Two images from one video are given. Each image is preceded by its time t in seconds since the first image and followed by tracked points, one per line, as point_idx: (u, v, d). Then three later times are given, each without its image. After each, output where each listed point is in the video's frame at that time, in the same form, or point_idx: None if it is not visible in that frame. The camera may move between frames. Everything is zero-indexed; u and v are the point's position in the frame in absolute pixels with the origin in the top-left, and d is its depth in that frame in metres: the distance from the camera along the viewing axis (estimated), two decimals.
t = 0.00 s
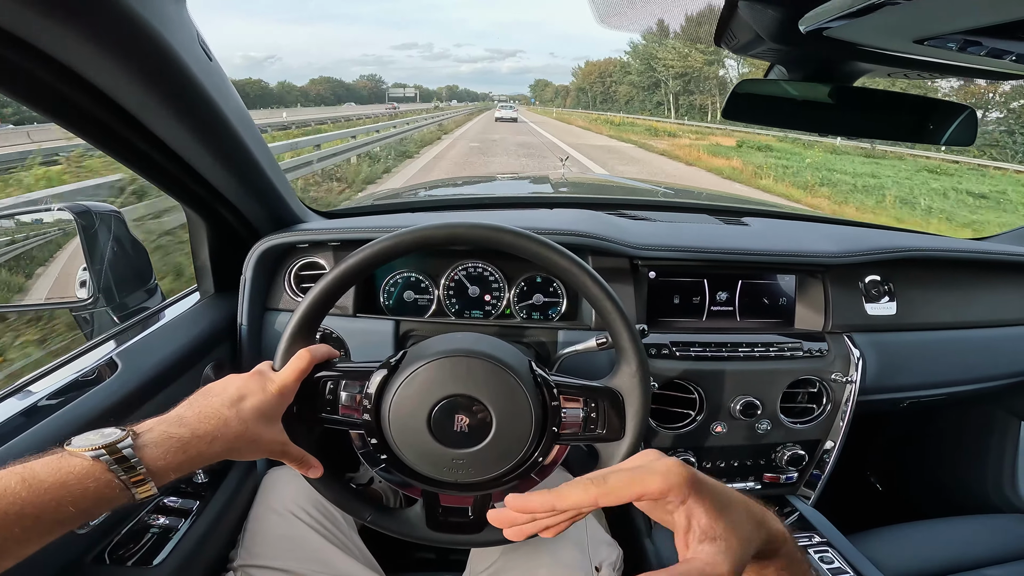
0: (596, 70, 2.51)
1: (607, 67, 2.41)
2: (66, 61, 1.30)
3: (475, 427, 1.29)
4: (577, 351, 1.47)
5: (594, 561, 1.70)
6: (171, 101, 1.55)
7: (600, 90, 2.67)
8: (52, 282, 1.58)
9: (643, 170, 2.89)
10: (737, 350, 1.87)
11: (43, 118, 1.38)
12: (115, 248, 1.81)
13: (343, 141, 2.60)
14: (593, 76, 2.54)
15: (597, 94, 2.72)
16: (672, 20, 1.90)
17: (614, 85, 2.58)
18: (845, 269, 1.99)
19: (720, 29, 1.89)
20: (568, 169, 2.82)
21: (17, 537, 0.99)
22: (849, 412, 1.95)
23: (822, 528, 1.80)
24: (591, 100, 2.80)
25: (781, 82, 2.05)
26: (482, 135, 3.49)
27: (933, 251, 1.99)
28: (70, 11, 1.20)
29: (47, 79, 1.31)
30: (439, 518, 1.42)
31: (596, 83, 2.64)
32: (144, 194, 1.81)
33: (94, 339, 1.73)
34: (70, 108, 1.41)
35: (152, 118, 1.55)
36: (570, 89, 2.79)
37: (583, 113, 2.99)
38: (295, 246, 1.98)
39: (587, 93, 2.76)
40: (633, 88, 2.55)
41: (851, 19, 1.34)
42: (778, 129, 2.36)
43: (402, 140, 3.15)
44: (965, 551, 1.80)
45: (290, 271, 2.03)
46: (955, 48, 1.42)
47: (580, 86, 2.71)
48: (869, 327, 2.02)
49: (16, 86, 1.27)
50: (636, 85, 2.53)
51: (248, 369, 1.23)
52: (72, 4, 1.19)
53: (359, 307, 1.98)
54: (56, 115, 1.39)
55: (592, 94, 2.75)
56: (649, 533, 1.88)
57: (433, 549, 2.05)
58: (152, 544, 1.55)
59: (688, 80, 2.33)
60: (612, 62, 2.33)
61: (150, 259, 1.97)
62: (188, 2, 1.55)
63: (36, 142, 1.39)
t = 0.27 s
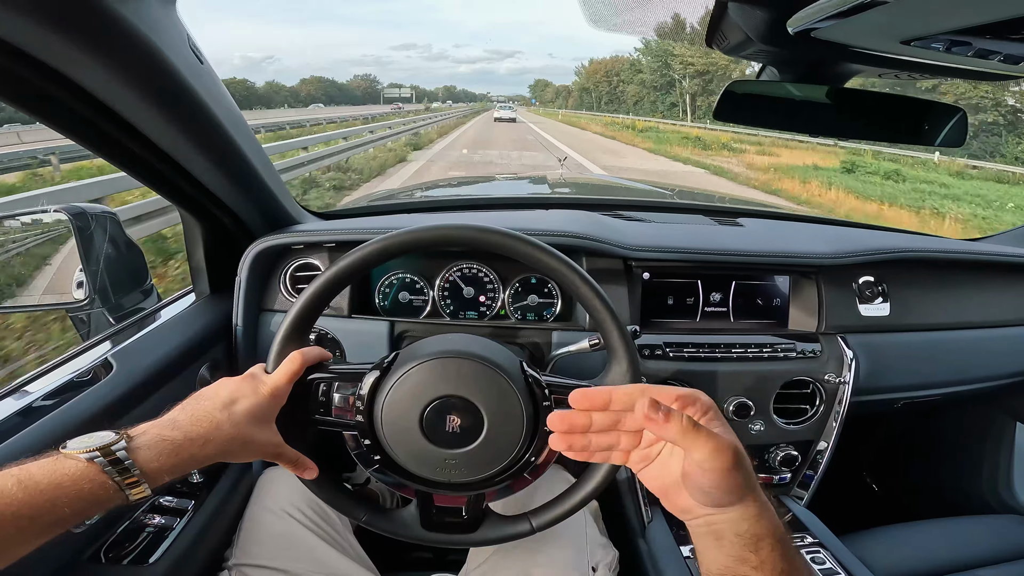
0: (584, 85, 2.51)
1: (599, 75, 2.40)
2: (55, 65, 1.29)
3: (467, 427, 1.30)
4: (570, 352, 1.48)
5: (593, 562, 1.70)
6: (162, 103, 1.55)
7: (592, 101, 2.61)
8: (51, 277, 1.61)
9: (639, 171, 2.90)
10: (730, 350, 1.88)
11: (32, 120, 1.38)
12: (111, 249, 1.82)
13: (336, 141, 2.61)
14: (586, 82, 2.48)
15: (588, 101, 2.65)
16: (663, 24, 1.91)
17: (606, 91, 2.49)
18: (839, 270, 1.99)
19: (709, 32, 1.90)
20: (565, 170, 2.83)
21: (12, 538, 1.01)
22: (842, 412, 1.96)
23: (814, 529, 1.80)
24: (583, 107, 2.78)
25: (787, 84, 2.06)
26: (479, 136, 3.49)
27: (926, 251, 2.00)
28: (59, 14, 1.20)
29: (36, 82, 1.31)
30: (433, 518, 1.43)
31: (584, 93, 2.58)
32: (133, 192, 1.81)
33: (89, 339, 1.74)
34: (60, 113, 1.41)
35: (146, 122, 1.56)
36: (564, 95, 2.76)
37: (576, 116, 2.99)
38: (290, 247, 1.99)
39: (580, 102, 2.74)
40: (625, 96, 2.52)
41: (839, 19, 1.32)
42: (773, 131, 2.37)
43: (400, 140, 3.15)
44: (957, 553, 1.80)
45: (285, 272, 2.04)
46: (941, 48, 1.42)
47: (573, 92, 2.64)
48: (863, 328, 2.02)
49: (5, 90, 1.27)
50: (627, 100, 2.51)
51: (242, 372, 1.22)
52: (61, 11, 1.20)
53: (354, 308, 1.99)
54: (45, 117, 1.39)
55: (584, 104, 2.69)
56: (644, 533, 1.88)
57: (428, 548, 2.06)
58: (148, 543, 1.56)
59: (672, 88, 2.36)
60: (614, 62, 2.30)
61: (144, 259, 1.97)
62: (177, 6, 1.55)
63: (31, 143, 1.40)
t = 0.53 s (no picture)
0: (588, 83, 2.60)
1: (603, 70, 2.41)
2: (61, 64, 1.30)
3: (471, 429, 1.30)
4: (574, 353, 1.49)
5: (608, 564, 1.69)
6: (168, 104, 1.55)
7: (594, 95, 2.67)
8: (48, 285, 1.58)
9: (640, 173, 2.91)
10: (733, 352, 1.89)
11: (38, 118, 1.39)
12: (115, 251, 1.82)
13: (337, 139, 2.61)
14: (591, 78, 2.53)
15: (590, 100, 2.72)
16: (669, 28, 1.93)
17: (611, 90, 2.55)
18: (841, 272, 2.01)
19: (714, 33, 1.91)
20: (566, 171, 2.84)
21: (24, 539, 1.02)
22: (843, 413, 1.96)
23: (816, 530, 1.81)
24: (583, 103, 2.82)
25: (788, 86, 2.07)
26: (480, 138, 3.51)
27: (927, 253, 2.01)
28: (67, 16, 1.21)
29: (43, 82, 1.31)
30: (438, 518, 1.44)
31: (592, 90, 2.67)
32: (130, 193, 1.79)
33: (94, 340, 1.75)
34: (66, 112, 1.42)
35: (151, 122, 1.56)
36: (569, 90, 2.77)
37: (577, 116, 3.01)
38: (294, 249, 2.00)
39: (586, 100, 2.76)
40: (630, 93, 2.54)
41: (844, 24, 1.32)
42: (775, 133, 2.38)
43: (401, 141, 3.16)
44: (958, 553, 1.81)
45: (289, 273, 2.05)
46: (944, 53, 1.44)
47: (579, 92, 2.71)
48: (864, 329, 2.03)
49: (12, 90, 1.28)
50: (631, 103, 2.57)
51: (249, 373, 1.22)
52: (69, 11, 1.21)
53: (357, 309, 1.99)
54: (52, 116, 1.40)
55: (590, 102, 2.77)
56: (646, 534, 1.88)
57: (431, 549, 2.06)
58: (153, 543, 1.57)
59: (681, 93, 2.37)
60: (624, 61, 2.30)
61: (150, 261, 1.98)
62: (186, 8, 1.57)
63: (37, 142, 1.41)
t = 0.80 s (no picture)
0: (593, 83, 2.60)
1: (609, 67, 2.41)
2: (65, 60, 1.30)
3: (474, 425, 1.30)
4: (577, 349, 1.48)
5: (611, 561, 1.69)
6: (172, 100, 1.55)
7: (599, 92, 2.67)
8: (48, 283, 1.58)
9: (642, 171, 2.91)
10: (737, 349, 1.88)
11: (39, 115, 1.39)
12: (116, 248, 1.82)
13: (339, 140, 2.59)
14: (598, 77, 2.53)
15: (596, 103, 2.78)
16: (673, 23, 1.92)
17: (622, 89, 2.56)
18: (844, 269, 2.00)
19: (717, 28, 1.91)
20: (566, 168, 2.83)
21: (26, 537, 1.01)
22: (848, 411, 1.95)
23: (820, 527, 1.80)
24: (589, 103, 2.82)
25: (788, 82, 2.05)
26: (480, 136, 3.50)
27: (931, 249, 2.00)
28: (72, 9, 1.20)
29: (46, 76, 1.31)
30: (441, 516, 1.43)
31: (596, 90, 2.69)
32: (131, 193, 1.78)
33: (95, 337, 1.74)
34: (70, 108, 1.42)
35: (152, 116, 1.55)
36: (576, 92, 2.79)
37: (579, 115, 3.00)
38: (296, 246, 1.99)
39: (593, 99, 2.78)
40: (633, 90, 2.55)
41: (849, 17, 1.31)
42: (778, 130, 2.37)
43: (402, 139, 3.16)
44: (963, 551, 1.80)
45: (291, 270, 2.04)
46: (950, 47, 1.43)
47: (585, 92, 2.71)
48: (868, 326, 2.02)
49: (16, 83, 1.28)
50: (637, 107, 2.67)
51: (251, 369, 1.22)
52: (70, 4, 1.19)
53: (359, 306, 1.99)
54: (55, 112, 1.40)
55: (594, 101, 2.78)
56: (649, 532, 1.88)
57: (433, 547, 2.06)
58: (154, 542, 1.56)
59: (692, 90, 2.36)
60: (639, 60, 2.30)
61: (151, 257, 1.97)
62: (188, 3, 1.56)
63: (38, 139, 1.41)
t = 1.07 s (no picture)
0: (597, 85, 2.56)
1: (616, 67, 2.38)
2: (76, 63, 1.33)
3: (478, 426, 1.32)
4: (578, 352, 1.51)
5: (610, 561, 1.71)
6: (181, 106, 1.58)
7: (606, 95, 2.62)
8: (54, 286, 1.60)
9: (642, 175, 2.94)
10: (735, 351, 1.91)
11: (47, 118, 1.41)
12: (124, 251, 1.85)
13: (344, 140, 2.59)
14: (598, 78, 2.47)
15: (602, 105, 2.72)
16: (670, 33, 1.96)
17: (633, 89, 2.48)
18: (842, 273, 2.02)
19: (716, 36, 1.94)
20: (567, 172, 2.86)
21: (42, 535, 1.04)
22: (845, 412, 1.98)
23: (819, 528, 1.83)
24: (592, 105, 2.80)
25: (789, 89, 2.09)
26: (481, 140, 3.53)
27: (928, 253, 2.02)
28: (84, 15, 1.23)
29: (58, 81, 1.34)
30: (445, 516, 1.46)
31: (598, 95, 2.66)
32: (139, 192, 1.80)
33: (104, 341, 1.77)
34: (80, 111, 1.45)
35: (162, 121, 1.58)
36: (580, 94, 2.77)
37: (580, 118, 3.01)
38: (301, 250, 2.02)
39: (596, 103, 2.75)
40: (644, 91, 2.47)
41: (845, 27, 1.34)
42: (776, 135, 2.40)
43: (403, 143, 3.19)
44: (960, 551, 1.83)
45: (296, 274, 2.07)
46: (944, 55, 1.46)
47: (589, 94, 2.69)
48: (865, 329, 2.05)
49: (29, 89, 1.31)
50: (645, 109, 2.61)
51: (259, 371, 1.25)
52: (82, 10, 1.22)
53: (363, 310, 2.02)
54: (67, 117, 1.43)
55: (596, 102, 2.74)
56: (649, 532, 1.90)
57: (436, 547, 2.08)
58: (161, 543, 1.59)
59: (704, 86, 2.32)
60: (655, 57, 2.25)
61: (158, 261, 2.00)
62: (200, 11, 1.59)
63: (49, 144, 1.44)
